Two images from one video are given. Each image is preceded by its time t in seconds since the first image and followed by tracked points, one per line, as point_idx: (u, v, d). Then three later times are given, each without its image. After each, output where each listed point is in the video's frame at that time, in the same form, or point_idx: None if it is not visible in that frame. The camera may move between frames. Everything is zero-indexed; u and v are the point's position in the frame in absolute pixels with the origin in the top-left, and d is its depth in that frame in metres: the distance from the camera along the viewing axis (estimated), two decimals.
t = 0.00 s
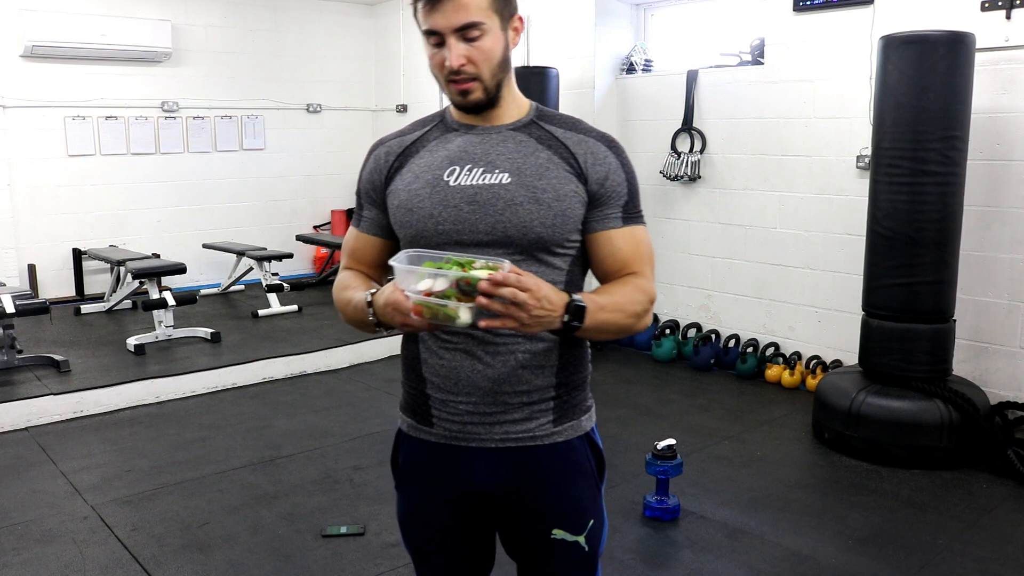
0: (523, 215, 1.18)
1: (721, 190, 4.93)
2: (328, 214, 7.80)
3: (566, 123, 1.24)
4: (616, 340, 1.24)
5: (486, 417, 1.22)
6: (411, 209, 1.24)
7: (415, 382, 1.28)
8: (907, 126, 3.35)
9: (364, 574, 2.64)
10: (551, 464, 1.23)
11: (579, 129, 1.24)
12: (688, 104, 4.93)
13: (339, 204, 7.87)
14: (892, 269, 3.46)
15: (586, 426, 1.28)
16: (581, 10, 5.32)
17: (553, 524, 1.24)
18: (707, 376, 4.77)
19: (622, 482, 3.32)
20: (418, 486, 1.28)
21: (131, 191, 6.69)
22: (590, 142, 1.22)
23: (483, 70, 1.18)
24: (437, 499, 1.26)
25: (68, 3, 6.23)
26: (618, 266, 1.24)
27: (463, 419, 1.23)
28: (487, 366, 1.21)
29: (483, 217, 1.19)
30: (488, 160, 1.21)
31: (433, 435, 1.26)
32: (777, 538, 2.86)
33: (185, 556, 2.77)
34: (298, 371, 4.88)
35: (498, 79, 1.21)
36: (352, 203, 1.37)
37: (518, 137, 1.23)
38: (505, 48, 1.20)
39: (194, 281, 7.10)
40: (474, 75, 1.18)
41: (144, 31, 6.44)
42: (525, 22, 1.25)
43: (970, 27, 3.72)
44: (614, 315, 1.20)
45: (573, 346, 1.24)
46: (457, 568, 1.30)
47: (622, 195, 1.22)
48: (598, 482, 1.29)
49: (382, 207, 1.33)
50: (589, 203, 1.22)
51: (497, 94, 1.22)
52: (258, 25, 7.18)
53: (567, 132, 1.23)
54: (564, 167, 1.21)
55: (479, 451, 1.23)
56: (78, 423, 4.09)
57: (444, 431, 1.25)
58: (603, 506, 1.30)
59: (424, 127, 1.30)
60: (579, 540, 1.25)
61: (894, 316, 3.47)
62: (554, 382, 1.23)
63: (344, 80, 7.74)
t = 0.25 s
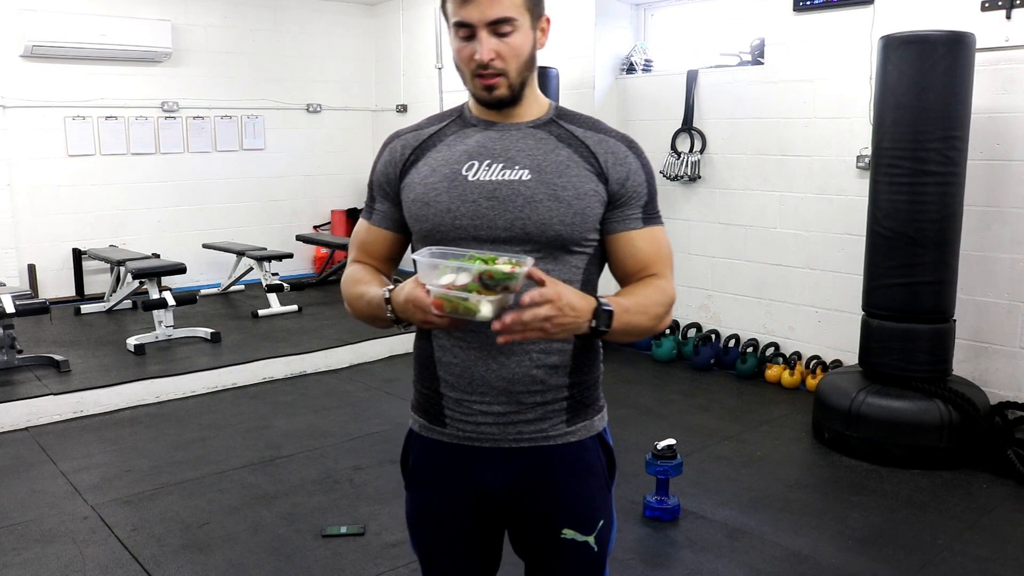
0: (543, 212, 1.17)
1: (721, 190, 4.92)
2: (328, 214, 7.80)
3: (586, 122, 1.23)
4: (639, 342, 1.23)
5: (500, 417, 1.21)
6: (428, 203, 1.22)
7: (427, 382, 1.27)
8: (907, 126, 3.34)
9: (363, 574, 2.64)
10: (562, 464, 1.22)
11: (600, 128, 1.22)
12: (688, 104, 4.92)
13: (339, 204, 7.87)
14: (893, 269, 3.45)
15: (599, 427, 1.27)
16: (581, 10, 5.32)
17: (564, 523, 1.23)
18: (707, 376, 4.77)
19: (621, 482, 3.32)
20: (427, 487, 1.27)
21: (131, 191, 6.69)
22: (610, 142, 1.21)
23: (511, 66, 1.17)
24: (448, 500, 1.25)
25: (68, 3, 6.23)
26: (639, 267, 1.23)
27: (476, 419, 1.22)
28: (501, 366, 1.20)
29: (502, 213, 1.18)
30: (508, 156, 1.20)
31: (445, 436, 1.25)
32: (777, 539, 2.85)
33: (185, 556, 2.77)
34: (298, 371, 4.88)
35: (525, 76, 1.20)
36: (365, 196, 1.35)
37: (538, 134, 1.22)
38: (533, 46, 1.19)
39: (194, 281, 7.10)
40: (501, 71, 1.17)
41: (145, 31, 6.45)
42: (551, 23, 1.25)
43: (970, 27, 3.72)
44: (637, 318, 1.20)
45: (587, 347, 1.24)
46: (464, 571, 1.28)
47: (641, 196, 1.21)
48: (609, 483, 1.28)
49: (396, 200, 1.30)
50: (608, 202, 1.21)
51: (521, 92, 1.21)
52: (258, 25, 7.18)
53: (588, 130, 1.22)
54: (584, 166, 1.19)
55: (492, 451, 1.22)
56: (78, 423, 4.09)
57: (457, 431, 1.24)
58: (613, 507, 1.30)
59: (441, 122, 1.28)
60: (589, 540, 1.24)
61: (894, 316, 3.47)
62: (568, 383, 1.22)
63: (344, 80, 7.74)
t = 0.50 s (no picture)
0: (567, 214, 1.15)
1: (721, 190, 4.93)
2: (328, 214, 7.80)
3: (607, 122, 1.22)
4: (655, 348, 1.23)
5: (520, 418, 1.19)
6: (449, 202, 1.18)
7: (443, 382, 1.25)
8: (907, 126, 3.35)
9: (364, 574, 2.64)
10: (578, 464, 1.21)
11: (620, 129, 1.21)
12: (688, 104, 4.92)
13: (339, 204, 7.87)
14: (893, 269, 3.46)
15: (615, 429, 1.26)
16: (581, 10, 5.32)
17: (579, 524, 1.21)
18: (707, 376, 4.77)
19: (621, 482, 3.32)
20: (440, 487, 1.24)
21: (130, 191, 6.69)
22: (632, 144, 1.20)
23: (540, 59, 1.15)
24: (461, 501, 1.23)
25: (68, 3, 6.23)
26: (657, 271, 1.22)
27: (495, 419, 1.20)
28: (522, 365, 1.19)
29: (526, 214, 1.15)
30: (531, 156, 1.18)
31: (462, 436, 1.23)
32: (777, 539, 2.85)
33: (185, 556, 2.77)
34: (298, 371, 4.88)
35: (551, 70, 1.18)
36: (378, 195, 1.29)
37: (560, 134, 1.20)
38: (561, 39, 1.17)
39: (194, 281, 7.10)
40: (530, 63, 1.15)
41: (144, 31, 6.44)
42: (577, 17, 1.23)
43: (970, 27, 3.72)
44: (653, 327, 1.19)
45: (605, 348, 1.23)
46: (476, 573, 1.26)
47: (663, 199, 1.20)
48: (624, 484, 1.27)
49: (412, 199, 1.25)
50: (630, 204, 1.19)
51: (546, 85, 1.19)
52: (257, 25, 7.18)
53: (610, 131, 1.20)
54: (607, 167, 1.18)
55: (509, 451, 1.20)
56: (78, 423, 4.09)
57: (474, 432, 1.22)
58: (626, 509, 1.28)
59: (459, 120, 1.25)
60: (603, 542, 1.23)
61: (894, 316, 3.47)
62: (587, 384, 1.21)
63: (344, 80, 7.74)
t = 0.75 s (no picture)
0: (599, 218, 1.14)
1: (721, 190, 4.93)
2: (328, 214, 7.80)
3: (635, 123, 1.20)
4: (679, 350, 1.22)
5: (547, 419, 1.18)
6: (479, 205, 1.16)
7: (468, 382, 1.23)
8: (907, 126, 3.34)
9: (363, 574, 2.64)
10: (603, 465, 1.19)
11: (649, 129, 1.19)
12: (688, 104, 4.92)
13: (339, 204, 7.87)
14: (893, 269, 3.45)
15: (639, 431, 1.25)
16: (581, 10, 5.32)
17: (599, 525, 1.20)
18: (707, 376, 4.77)
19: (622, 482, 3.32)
20: (462, 485, 1.23)
21: (131, 191, 6.69)
22: (661, 145, 1.19)
23: (571, 51, 1.13)
24: (484, 502, 1.21)
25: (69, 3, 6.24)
26: (682, 273, 1.21)
27: (521, 420, 1.18)
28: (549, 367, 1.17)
29: (559, 217, 1.13)
30: (561, 157, 1.16)
31: (486, 437, 1.21)
32: (777, 539, 2.85)
33: (184, 555, 2.77)
34: (298, 371, 4.88)
35: (582, 66, 1.16)
36: (400, 192, 1.25)
37: (590, 136, 1.18)
38: (592, 36, 1.16)
39: (194, 281, 7.10)
40: (561, 54, 1.13)
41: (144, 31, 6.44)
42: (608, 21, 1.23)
43: (970, 27, 3.72)
44: (676, 328, 1.18)
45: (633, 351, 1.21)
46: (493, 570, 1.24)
47: (690, 201, 1.20)
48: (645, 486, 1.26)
49: (438, 199, 1.22)
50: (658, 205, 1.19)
51: (576, 81, 1.17)
52: (257, 26, 7.18)
53: (638, 133, 1.19)
54: (637, 170, 1.16)
55: (535, 453, 1.19)
56: (78, 423, 4.09)
57: (500, 432, 1.20)
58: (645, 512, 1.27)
59: (486, 117, 1.21)
60: (622, 543, 1.21)
61: (894, 316, 3.47)
62: (614, 386, 1.20)
63: (344, 80, 7.74)
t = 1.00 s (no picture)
0: (630, 226, 1.13)
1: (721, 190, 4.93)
2: (328, 214, 7.80)
3: (661, 124, 1.19)
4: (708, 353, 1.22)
5: (576, 419, 1.17)
6: (506, 214, 1.15)
7: (494, 381, 1.22)
8: (907, 126, 3.35)
9: (363, 573, 2.64)
10: (628, 467, 1.19)
11: (676, 131, 1.18)
12: (688, 104, 4.92)
13: (339, 204, 7.87)
14: (893, 269, 3.46)
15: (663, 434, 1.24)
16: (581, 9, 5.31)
17: (620, 526, 1.20)
18: (707, 376, 4.77)
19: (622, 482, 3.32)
20: (484, 481, 1.21)
21: (130, 191, 6.69)
22: (689, 148, 1.18)
23: (593, 51, 1.11)
24: (506, 499, 1.20)
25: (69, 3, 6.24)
26: (711, 275, 1.22)
27: (549, 420, 1.18)
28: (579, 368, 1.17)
29: (588, 226, 1.13)
30: (590, 164, 1.15)
31: (513, 436, 1.20)
32: (777, 539, 2.86)
33: (185, 556, 2.77)
34: (299, 371, 4.88)
35: (605, 67, 1.14)
36: (424, 199, 1.24)
37: (617, 140, 1.17)
38: (616, 35, 1.14)
39: (194, 281, 7.10)
40: (583, 55, 1.11)
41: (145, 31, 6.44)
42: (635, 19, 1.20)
43: (970, 27, 3.73)
44: (704, 332, 1.18)
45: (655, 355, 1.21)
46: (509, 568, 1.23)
47: (718, 204, 1.19)
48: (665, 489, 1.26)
49: (462, 206, 1.21)
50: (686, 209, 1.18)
51: (599, 83, 1.15)
52: (257, 25, 7.18)
53: (666, 135, 1.18)
54: (666, 175, 1.16)
55: (560, 452, 1.18)
56: (79, 423, 4.09)
57: (527, 431, 1.19)
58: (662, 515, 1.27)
59: (510, 121, 1.20)
60: (639, 546, 1.21)
61: (894, 316, 3.47)
62: (643, 390, 1.19)
63: (344, 80, 7.73)
